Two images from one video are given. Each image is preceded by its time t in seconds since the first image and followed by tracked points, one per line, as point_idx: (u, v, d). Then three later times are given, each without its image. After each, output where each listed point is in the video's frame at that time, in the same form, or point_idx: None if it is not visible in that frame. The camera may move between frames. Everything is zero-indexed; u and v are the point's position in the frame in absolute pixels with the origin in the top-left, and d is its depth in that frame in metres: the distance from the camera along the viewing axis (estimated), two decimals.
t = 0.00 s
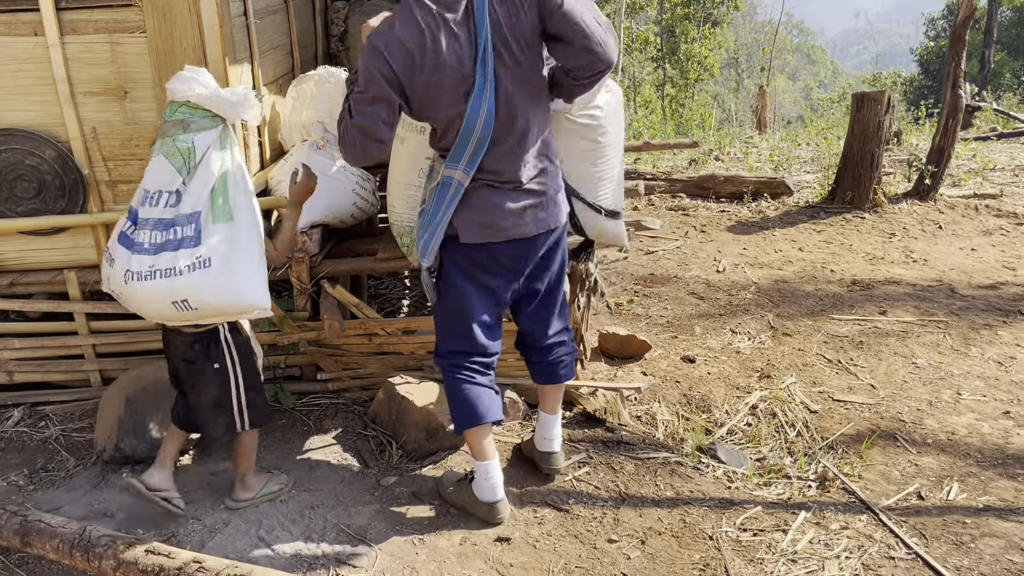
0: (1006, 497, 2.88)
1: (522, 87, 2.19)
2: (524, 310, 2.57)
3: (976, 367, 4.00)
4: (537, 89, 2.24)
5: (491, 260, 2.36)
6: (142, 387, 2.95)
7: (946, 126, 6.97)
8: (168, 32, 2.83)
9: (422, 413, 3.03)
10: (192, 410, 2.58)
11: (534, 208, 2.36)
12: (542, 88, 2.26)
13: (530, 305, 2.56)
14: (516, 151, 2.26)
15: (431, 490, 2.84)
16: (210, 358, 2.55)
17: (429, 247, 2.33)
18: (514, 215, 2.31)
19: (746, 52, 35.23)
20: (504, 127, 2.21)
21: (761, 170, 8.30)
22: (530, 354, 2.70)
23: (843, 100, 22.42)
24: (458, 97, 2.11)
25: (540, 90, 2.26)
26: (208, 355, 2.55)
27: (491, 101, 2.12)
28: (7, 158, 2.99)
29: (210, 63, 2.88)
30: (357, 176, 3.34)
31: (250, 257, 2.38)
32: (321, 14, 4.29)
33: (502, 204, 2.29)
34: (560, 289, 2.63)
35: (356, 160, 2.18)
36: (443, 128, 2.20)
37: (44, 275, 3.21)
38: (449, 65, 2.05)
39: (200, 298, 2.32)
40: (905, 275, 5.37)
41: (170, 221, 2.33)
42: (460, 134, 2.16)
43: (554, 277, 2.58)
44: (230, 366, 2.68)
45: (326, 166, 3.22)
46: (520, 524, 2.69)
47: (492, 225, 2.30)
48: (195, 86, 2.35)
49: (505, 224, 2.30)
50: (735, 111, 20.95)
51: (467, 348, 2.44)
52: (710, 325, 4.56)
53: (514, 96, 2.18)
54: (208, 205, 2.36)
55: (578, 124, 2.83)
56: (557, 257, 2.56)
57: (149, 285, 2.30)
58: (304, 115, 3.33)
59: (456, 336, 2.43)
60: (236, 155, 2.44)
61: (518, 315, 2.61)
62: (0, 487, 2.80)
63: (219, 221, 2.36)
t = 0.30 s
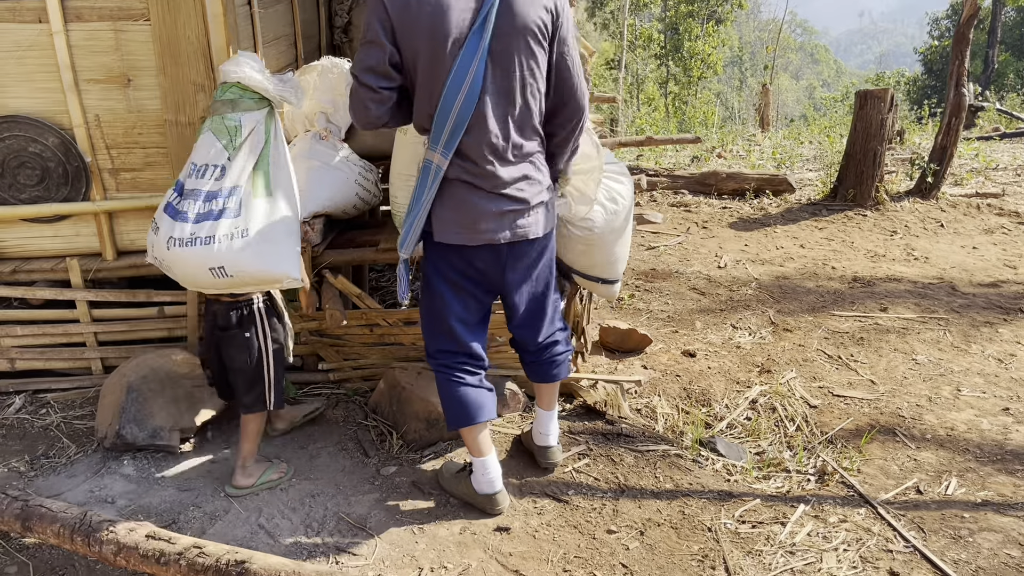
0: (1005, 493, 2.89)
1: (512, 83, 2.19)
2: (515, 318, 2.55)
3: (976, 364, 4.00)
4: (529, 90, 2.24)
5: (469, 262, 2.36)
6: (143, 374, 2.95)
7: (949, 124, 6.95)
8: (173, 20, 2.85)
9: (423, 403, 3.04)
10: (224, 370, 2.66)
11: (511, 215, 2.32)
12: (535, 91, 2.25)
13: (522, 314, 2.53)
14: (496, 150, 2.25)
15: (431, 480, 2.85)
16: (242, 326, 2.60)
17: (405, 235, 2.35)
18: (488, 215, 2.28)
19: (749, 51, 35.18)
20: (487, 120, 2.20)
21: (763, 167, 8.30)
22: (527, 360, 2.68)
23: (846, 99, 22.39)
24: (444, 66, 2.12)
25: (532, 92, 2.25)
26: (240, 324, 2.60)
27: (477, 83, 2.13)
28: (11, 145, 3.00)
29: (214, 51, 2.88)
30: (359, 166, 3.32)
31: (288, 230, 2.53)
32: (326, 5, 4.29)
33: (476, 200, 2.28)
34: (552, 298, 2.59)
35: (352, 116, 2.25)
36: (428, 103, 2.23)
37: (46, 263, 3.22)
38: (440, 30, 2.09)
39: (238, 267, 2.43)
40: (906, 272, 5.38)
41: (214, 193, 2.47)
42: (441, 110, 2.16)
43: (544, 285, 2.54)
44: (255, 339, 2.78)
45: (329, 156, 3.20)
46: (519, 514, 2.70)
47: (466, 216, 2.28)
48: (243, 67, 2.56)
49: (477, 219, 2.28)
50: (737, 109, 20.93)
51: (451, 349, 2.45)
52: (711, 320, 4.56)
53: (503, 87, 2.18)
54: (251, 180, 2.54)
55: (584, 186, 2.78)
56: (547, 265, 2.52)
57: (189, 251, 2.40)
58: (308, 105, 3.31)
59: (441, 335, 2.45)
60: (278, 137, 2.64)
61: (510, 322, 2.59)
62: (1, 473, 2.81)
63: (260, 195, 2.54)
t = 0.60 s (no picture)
0: (1002, 490, 2.90)
1: (506, 81, 2.12)
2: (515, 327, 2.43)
3: (974, 362, 4.01)
4: (527, 93, 2.14)
5: (451, 259, 2.35)
6: (144, 367, 2.95)
7: (949, 123, 6.95)
8: (174, 15, 2.85)
9: (422, 399, 3.05)
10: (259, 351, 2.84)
11: (486, 217, 2.24)
12: (533, 95, 2.15)
13: (518, 326, 2.40)
14: (480, 145, 2.20)
15: (430, 476, 2.85)
16: (269, 304, 2.77)
17: (400, 220, 2.43)
18: (463, 209, 2.25)
19: (750, 48, 35.16)
20: (473, 112, 2.17)
21: (763, 165, 8.31)
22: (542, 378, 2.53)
23: (847, 97, 22.37)
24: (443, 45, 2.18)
25: (529, 96, 2.15)
26: (268, 302, 2.77)
27: (465, 68, 2.12)
28: (13, 139, 3.00)
29: (215, 46, 2.89)
30: (360, 161, 3.33)
31: (295, 219, 2.53)
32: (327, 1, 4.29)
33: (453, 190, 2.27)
34: (557, 314, 2.40)
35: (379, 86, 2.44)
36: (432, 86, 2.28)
37: (46, 257, 3.22)
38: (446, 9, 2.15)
39: (247, 251, 2.51)
40: (905, 271, 5.39)
41: (230, 181, 2.57)
42: (434, 89, 2.21)
43: (543, 300, 2.35)
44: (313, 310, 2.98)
45: (330, 151, 3.22)
46: (518, 510, 2.71)
47: (445, 205, 2.29)
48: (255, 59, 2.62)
49: (450, 210, 2.27)
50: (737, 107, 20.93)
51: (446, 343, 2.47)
52: (710, 317, 4.57)
53: (496, 82, 2.13)
54: (263, 167, 2.56)
55: (595, 198, 2.72)
56: (545, 279, 2.33)
57: (205, 238, 2.52)
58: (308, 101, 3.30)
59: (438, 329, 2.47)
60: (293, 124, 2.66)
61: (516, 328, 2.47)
62: (2, 466, 2.81)
63: (270, 183, 2.54)
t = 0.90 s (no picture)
0: (1005, 488, 2.90)
1: (515, 76, 2.13)
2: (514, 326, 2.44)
3: (976, 361, 4.02)
4: (533, 91, 2.13)
5: (452, 251, 2.43)
6: (149, 365, 2.95)
7: (950, 122, 6.96)
8: (178, 13, 2.85)
9: (426, 397, 3.05)
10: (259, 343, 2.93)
11: (474, 204, 2.25)
12: (538, 93, 2.13)
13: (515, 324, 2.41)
14: (482, 134, 2.22)
15: (435, 473, 2.86)
16: (258, 298, 2.83)
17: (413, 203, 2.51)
18: (456, 193, 2.28)
19: (750, 47, 35.16)
20: (482, 103, 2.19)
21: (764, 164, 8.31)
22: (546, 382, 2.52)
23: (847, 96, 22.37)
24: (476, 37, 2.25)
25: (534, 93, 2.13)
26: (258, 295, 2.83)
27: (481, 56, 2.18)
28: (17, 137, 3.01)
29: (220, 44, 2.89)
30: (364, 160, 3.33)
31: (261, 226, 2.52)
32: None
33: (451, 174, 2.31)
34: (552, 324, 2.36)
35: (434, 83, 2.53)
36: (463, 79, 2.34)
37: (50, 255, 3.22)
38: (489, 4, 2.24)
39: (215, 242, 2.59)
40: (907, 269, 5.39)
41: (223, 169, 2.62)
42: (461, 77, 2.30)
43: (536, 307, 2.33)
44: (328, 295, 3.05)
45: (333, 151, 3.21)
46: (523, 507, 2.71)
47: (444, 188, 2.33)
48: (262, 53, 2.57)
49: (450, 197, 2.30)
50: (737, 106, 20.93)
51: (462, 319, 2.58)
52: (712, 316, 4.58)
53: (504, 73, 2.14)
54: (249, 164, 2.56)
55: (592, 206, 2.68)
56: (538, 289, 2.29)
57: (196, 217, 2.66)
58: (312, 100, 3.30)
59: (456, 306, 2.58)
60: (292, 127, 2.56)
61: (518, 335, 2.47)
62: (7, 463, 2.82)
63: (248, 182, 2.55)
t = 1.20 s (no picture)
0: (1005, 486, 2.90)
1: (507, 74, 2.10)
2: (503, 323, 2.45)
3: (975, 359, 4.02)
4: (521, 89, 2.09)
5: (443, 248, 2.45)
6: (148, 366, 2.95)
7: (948, 121, 6.96)
8: (177, 14, 2.85)
9: (426, 397, 3.05)
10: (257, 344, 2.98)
11: (455, 194, 2.24)
12: (525, 92, 2.09)
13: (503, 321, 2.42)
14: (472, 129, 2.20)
15: (435, 473, 2.86)
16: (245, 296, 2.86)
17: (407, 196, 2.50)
18: (442, 180, 2.29)
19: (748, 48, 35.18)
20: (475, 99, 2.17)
21: (763, 163, 8.31)
22: (536, 379, 2.53)
23: (845, 95, 22.39)
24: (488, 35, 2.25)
25: (523, 92, 2.09)
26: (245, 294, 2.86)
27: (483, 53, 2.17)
28: (16, 138, 3.01)
29: (218, 45, 2.90)
30: (361, 160, 3.34)
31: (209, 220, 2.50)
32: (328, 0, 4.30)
33: (439, 163, 2.31)
34: (537, 322, 2.35)
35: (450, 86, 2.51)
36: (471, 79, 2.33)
37: (49, 256, 3.22)
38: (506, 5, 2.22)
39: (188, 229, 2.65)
40: (906, 268, 5.39)
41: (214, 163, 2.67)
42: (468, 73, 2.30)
43: (521, 306, 2.33)
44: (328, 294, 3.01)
45: (331, 151, 3.24)
46: (523, 507, 2.71)
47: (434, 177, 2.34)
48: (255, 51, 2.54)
49: (437, 189, 2.30)
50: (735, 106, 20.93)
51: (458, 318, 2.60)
52: (711, 315, 4.58)
53: (497, 69, 2.12)
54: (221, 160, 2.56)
55: (591, 226, 2.67)
56: (523, 287, 2.28)
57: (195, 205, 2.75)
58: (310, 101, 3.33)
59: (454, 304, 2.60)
60: (260, 129, 2.49)
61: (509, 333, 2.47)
62: (6, 464, 2.81)
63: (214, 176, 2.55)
